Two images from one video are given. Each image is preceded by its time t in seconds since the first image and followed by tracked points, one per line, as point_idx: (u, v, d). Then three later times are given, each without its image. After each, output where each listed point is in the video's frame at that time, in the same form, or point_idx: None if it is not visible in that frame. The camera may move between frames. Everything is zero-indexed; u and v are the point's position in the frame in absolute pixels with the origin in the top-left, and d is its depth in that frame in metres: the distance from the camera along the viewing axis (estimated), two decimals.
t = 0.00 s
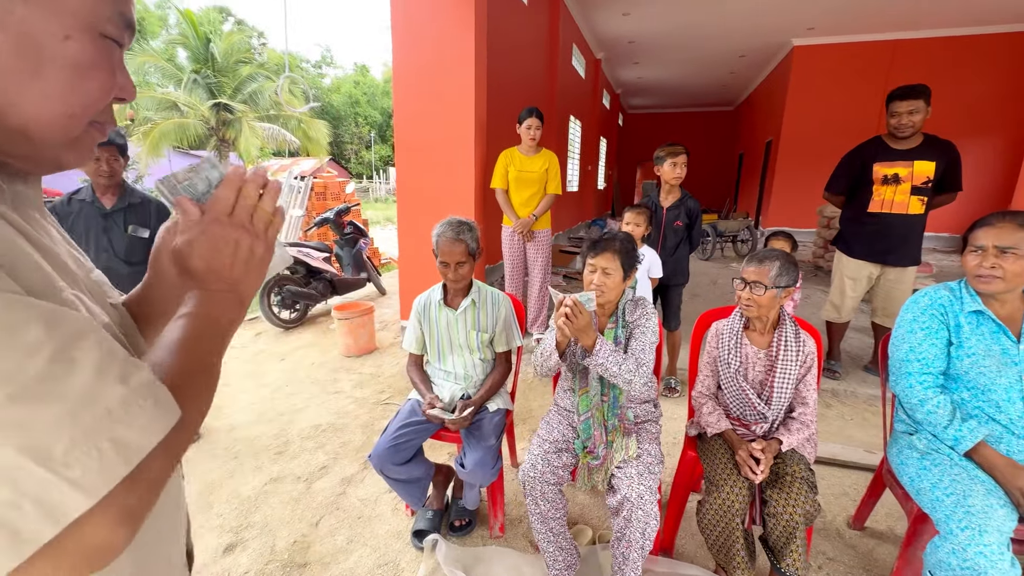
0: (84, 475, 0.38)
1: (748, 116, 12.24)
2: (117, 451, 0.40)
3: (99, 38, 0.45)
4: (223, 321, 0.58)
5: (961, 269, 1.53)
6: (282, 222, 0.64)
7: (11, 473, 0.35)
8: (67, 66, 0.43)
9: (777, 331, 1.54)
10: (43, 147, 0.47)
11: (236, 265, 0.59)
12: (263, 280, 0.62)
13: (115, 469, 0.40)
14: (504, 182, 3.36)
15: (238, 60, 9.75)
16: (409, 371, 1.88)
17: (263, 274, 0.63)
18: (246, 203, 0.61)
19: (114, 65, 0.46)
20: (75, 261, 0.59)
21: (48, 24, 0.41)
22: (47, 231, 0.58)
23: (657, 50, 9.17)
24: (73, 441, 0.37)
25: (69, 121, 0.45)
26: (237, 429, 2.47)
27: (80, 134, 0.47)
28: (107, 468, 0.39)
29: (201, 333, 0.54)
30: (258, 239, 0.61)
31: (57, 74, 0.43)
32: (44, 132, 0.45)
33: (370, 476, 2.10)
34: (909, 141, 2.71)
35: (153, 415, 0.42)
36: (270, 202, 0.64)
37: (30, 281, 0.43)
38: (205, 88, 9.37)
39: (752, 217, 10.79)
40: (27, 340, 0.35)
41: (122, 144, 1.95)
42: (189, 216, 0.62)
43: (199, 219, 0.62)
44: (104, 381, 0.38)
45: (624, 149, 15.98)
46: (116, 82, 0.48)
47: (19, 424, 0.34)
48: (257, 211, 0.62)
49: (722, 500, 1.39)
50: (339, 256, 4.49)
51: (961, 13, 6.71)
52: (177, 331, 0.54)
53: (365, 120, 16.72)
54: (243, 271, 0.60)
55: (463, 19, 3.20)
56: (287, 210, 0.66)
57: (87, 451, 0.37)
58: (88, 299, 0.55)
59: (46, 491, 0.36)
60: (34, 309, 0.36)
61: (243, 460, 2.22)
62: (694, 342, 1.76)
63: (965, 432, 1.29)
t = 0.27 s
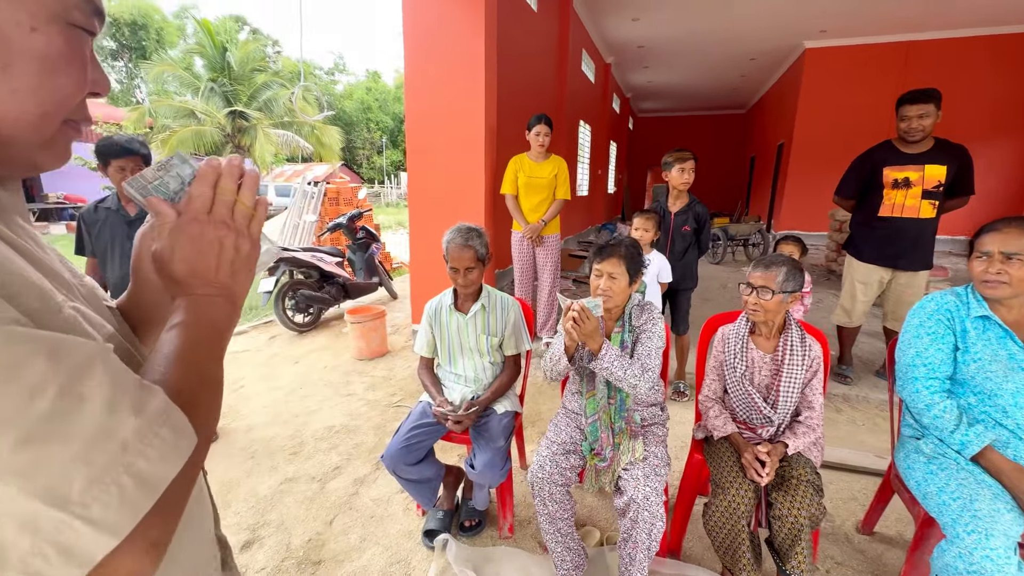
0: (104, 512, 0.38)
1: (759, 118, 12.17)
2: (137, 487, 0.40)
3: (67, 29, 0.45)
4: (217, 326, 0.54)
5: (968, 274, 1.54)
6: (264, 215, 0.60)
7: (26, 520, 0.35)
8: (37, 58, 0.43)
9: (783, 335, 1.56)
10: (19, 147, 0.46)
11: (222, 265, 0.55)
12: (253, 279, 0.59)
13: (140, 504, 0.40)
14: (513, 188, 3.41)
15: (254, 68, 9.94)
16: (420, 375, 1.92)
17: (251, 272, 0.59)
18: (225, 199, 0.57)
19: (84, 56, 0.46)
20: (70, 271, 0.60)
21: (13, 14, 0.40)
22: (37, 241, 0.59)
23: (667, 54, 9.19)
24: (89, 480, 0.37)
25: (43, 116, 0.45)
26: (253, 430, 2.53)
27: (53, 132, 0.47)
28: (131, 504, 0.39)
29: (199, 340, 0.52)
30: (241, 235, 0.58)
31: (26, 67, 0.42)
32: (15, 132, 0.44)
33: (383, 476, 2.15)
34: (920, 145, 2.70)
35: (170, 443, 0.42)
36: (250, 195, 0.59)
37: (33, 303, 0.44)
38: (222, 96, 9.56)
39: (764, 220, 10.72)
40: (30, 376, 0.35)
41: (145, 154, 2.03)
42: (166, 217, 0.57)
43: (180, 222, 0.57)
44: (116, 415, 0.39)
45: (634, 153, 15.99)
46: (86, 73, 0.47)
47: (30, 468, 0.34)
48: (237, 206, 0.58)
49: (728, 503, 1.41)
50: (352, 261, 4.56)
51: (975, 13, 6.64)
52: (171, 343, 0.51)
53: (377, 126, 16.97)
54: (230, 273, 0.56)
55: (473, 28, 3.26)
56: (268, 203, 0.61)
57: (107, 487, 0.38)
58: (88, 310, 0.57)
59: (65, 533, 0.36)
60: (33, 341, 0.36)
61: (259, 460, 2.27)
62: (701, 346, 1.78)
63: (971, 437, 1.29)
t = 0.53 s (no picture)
0: (101, 547, 0.40)
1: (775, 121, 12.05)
2: (136, 522, 0.42)
3: (63, 37, 0.46)
4: (218, 350, 0.58)
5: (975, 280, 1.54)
6: (270, 236, 0.64)
7: (26, 556, 0.37)
8: (36, 68, 0.44)
9: (786, 340, 1.58)
10: (20, 156, 0.47)
11: (226, 288, 0.59)
12: (254, 301, 0.63)
13: (138, 538, 0.42)
14: (524, 194, 3.46)
15: (273, 77, 10.15)
16: (430, 377, 1.97)
17: (253, 293, 0.63)
18: (233, 221, 0.60)
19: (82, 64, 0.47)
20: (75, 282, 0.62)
21: (11, 23, 0.42)
22: (40, 249, 0.61)
23: (680, 58, 9.17)
24: (89, 515, 0.39)
25: (41, 125, 0.46)
26: (269, 429, 2.61)
27: (52, 141, 0.48)
28: (129, 538, 0.42)
29: (197, 366, 0.56)
30: (247, 258, 0.61)
31: (24, 76, 0.43)
32: (16, 142, 0.45)
33: (394, 476, 2.21)
34: (932, 149, 2.68)
35: (168, 477, 0.45)
36: (257, 217, 0.63)
37: (31, 324, 0.45)
38: (242, 105, 9.77)
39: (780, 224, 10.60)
40: (35, 413, 0.36)
41: (170, 164, 2.13)
42: (170, 238, 0.59)
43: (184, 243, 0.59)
44: (117, 449, 0.41)
45: (647, 156, 15.96)
46: (85, 81, 0.49)
47: (28, 504, 0.36)
48: (244, 228, 0.61)
49: (729, 504, 1.43)
50: (366, 265, 4.65)
51: (998, 13, 6.51)
52: (173, 367, 0.54)
53: (392, 132, 17.24)
54: (233, 296, 0.59)
55: (485, 38, 3.33)
56: (274, 223, 0.65)
57: (107, 524, 0.40)
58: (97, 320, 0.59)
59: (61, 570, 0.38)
60: (41, 375, 0.37)
61: (275, 459, 2.35)
62: (705, 350, 1.80)
63: (972, 442, 1.30)
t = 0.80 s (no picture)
0: (133, 547, 0.42)
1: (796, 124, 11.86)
2: (165, 523, 0.44)
3: (92, 57, 0.50)
4: (233, 358, 0.62)
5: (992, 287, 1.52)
6: (285, 249, 0.69)
7: (62, 554, 0.39)
8: (66, 86, 0.48)
9: (794, 345, 1.58)
10: (52, 171, 0.52)
11: (240, 298, 0.64)
12: (268, 311, 0.67)
13: (165, 539, 0.44)
14: (537, 200, 3.50)
15: (296, 85, 10.32)
16: (443, 379, 2.02)
17: (267, 305, 0.68)
18: (251, 236, 0.66)
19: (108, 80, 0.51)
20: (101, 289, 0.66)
21: (44, 46, 0.46)
22: (69, 258, 0.65)
23: (698, 62, 9.13)
24: (119, 517, 0.41)
25: (72, 140, 0.50)
26: (288, 428, 2.69)
27: (82, 154, 0.52)
28: (157, 539, 0.43)
29: (218, 374, 0.59)
30: (262, 271, 0.66)
31: (56, 96, 0.48)
32: (48, 157, 0.50)
33: (407, 476, 2.26)
34: (953, 153, 2.63)
35: (193, 481, 0.46)
36: (274, 232, 0.69)
37: (64, 331, 0.49)
38: (266, 113, 9.97)
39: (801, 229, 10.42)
40: (65, 419, 0.39)
41: (197, 173, 2.22)
42: (190, 250, 0.66)
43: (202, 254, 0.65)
44: (145, 453, 0.43)
45: (665, 161, 15.87)
46: (112, 97, 0.53)
47: (64, 504, 0.38)
48: (260, 241, 0.67)
49: (735, 509, 1.44)
50: (383, 269, 4.74)
51: None
52: (190, 375, 0.58)
53: (411, 137, 17.49)
54: (248, 308, 0.64)
55: (500, 46, 3.39)
56: (289, 236, 0.70)
57: (136, 524, 0.42)
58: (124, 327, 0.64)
59: (94, 567, 0.40)
60: (72, 384, 0.40)
61: (293, 457, 2.43)
62: (715, 356, 1.81)
63: (984, 451, 1.29)
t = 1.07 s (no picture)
0: (163, 530, 0.45)
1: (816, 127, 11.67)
2: (192, 508, 0.48)
3: (126, 76, 0.54)
4: (249, 358, 0.66)
5: (1004, 293, 1.49)
6: (298, 255, 0.74)
7: (100, 535, 0.42)
8: (102, 103, 0.52)
9: (799, 349, 1.58)
10: (86, 180, 0.57)
11: (256, 301, 0.69)
12: (280, 314, 0.72)
13: (191, 523, 0.47)
14: (548, 204, 3.54)
15: (316, 91, 10.49)
16: (452, 380, 2.07)
17: (280, 308, 0.73)
18: (267, 242, 0.72)
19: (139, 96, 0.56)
20: (128, 290, 0.71)
21: (83, 68, 0.51)
22: (100, 264, 0.70)
23: (714, 65, 9.06)
24: (152, 500, 0.45)
25: (106, 153, 0.55)
26: (302, 426, 2.77)
27: (114, 165, 0.57)
28: (185, 523, 0.47)
29: (235, 372, 0.63)
30: (276, 276, 0.71)
31: (93, 113, 0.52)
32: (84, 168, 0.55)
33: (417, 475, 2.30)
34: (970, 157, 2.58)
35: (216, 470, 0.50)
36: (287, 238, 0.74)
37: (101, 331, 0.54)
38: (286, 118, 10.15)
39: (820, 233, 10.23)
40: (105, 412, 0.43)
41: (218, 178, 2.30)
42: (209, 254, 0.70)
43: (221, 257, 0.70)
44: (175, 442, 0.47)
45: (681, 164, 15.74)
46: (142, 113, 0.58)
47: (104, 487, 0.42)
48: (274, 246, 0.72)
49: (738, 512, 1.46)
50: (398, 272, 4.80)
51: None
52: (209, 372, 0.62)
53: (428, 142, 17.65)
54: (262, 309, 0.69)
55: (513, 52, 3.44)
56: (301, 241, 0.76)
57: (166, 507, 0.45)
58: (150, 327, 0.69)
59: (128, 547, 0.44)
60: (110, 379, 0.44)
61: (306, 454, 2.49)
62: (722, 359, 1.81)
63: (991, 459, 1.28)
